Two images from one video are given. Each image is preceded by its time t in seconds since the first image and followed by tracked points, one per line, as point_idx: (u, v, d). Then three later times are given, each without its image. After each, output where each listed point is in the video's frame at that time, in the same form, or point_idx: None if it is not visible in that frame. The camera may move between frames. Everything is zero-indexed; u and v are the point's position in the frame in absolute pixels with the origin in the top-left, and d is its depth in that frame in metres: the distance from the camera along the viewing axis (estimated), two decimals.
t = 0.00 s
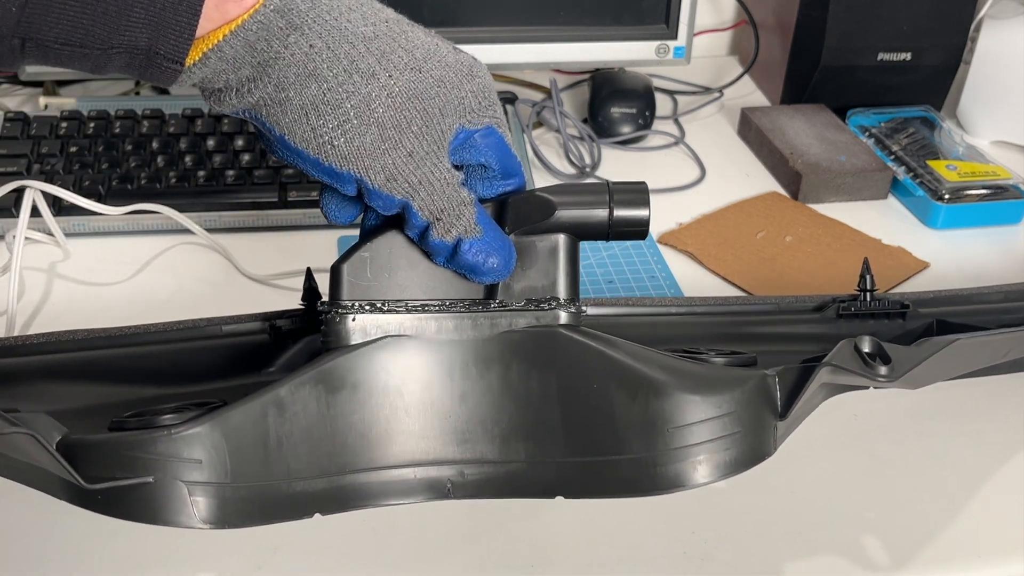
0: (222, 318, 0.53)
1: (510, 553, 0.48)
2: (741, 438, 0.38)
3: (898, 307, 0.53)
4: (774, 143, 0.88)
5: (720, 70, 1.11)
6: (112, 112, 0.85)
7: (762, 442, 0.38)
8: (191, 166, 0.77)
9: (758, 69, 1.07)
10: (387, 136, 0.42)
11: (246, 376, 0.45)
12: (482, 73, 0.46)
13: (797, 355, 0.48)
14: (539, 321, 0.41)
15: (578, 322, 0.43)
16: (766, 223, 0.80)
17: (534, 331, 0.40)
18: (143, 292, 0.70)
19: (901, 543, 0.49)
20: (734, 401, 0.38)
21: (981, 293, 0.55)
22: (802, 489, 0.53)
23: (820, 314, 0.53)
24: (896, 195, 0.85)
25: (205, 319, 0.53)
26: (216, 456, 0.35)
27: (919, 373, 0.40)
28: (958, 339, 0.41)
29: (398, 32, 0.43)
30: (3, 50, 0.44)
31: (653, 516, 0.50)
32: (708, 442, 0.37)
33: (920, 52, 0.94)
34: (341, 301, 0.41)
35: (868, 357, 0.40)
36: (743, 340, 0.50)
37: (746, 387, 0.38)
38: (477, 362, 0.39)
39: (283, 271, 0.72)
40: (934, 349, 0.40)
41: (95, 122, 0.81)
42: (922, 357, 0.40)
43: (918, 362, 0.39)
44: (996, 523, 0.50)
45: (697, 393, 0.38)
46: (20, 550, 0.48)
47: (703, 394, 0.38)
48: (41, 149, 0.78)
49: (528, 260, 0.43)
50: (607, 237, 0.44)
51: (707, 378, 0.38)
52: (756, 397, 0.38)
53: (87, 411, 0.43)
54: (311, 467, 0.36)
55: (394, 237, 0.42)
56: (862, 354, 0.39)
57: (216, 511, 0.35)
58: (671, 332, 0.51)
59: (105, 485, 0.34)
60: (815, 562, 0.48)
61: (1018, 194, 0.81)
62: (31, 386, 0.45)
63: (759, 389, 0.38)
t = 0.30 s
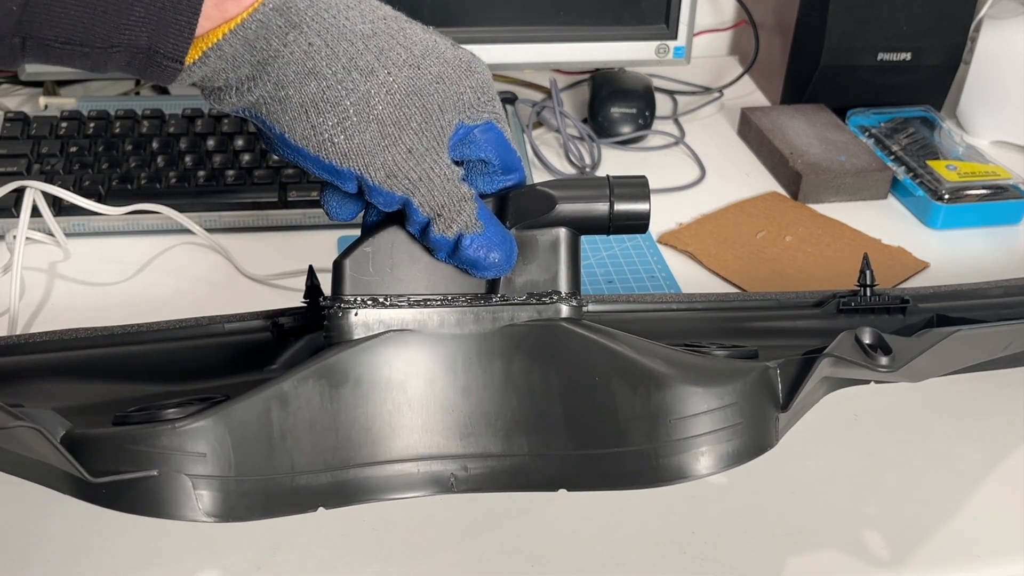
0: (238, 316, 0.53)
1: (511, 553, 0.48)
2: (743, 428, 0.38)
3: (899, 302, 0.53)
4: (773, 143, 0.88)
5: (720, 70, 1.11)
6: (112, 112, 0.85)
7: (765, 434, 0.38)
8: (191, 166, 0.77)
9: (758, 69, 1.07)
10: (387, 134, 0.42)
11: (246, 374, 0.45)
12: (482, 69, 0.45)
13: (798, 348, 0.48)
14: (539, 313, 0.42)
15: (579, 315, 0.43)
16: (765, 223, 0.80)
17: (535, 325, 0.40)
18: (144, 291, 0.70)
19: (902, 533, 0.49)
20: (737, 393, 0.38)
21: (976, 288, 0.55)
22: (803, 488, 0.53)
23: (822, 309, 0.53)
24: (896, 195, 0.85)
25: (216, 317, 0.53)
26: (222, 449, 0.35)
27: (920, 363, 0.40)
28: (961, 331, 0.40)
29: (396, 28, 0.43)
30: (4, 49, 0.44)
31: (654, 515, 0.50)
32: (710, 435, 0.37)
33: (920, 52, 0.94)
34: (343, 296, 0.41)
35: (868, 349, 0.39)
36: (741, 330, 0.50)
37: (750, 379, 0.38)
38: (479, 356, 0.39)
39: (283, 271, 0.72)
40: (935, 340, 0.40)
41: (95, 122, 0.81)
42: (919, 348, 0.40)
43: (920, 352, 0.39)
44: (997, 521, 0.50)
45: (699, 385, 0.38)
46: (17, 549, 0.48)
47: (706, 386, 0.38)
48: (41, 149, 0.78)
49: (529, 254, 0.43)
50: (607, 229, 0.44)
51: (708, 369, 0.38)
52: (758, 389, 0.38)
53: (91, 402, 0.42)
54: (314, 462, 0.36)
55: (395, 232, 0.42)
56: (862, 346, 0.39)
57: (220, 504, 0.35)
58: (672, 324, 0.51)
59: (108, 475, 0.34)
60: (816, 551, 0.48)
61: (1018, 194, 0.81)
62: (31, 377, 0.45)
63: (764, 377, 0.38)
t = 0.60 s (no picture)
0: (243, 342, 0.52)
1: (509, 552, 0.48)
2: (735, 497, 0.41)
3: (893, 331, 0.54)
4: (773, 143, 0.88)
5: (720, 69, 1.12)
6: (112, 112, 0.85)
7: (756, 500, 0.41)
8: (191, 167, 0.78)
9: (758, 69, 1.07)
10: (388, 213, 0.41)
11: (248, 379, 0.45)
12: (488, 127, 0.44)
13: (803, 394, 0.49)
14: (539, 374, 0.44)
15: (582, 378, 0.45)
16: (766, 223, 0.80)
17: (538, 389, 0.43)
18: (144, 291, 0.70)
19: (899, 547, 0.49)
20: (731, 463, 0.41)
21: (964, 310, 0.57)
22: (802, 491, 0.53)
23: (817, 338, 0.54)
24: (896, 195, 0.86)
25: (219, 343, 0.52)
26: (225, 511, 0.37)
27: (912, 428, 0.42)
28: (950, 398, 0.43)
29: (401, 100, 0.41)
30: None
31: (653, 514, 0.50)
32: (707, 506, 0.40)
33: (920, 52, 0.94)
34: (348, 358, 0.43)
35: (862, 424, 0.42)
36: (741, 369, 0.51)
37: (744, 449, 0.41)
38: (483, 421, 0.42)
39: (283, 271, 0.72)
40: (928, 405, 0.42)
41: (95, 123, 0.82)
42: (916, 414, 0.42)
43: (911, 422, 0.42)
44: (994, 524, 0.51)
45: (697, 454, 0.41)
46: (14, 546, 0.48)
47: (703, 457, 0.41)
48: (42, 149, 0.78)
49: (534, 317, 0.45)
50: (612, 292, 0.44)
51: (703, 440, 0.41)
52: (755, 455, 0.41)
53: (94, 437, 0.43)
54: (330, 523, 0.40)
55: (397, 294, 0.44)
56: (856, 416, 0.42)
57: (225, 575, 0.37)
58: (671, 368, 0.50)
59: (114, 528, 0.35)
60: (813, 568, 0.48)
61: (1018, 194, 0.81)
62: (38, 408, 0.46)
63: (760, 444, 0.42)
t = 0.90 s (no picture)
0: (248, 361, 0.52)
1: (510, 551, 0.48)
2: (731, 545, 0.43)
3: (892, 331, 0.54)
4: (773, 143, 0.89)
5: (719, 69, 1.12)
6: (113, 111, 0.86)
7: (748, 547, 0.43)
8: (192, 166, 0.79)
9: (758, 69, 1.08)
10: (390, 263, 0.41)
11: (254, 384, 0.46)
12: (488, 177, 0.45)
13: (802, 408, 0.50)
14: (544, 426, 0.44)
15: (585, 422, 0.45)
16: (765, 223, 0.81)
17: (544, 440, 0.43)
18: (144, 290, 0.71)
19: (897, 550, 0.49)
20: (728, 517, 0.42)
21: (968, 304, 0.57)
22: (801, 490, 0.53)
23: (821, 342, 0.53)
24: (896, 195, 0.86)
25: (228, 360, 0.52)
26: (236, 560, 0.38)
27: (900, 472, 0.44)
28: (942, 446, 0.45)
29: (399, 153, 0.42)
30: None
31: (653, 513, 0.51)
32: (702, 552, 0.43)
33: (920, 52, 0.94)
34: (355, 411, 0.42)
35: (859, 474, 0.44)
36: (744, 388, 0.51)
37: (740, 503, 0.42)
38: (489, 468, 0.43)
39: (285, 270, 0.73)
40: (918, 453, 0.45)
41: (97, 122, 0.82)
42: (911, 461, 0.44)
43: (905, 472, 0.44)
44: (993, 524, 0.51)
45: (695, 508, 0.42)
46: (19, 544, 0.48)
47: (704, 510, 0.42)
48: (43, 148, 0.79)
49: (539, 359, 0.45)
50: (619, 344, 0.43)
51: (705, 490, 0.42)
52: (752, 503, 0.43)
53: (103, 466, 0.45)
54: (342, 566, 0.42)
55: (404, 346, 0.43)
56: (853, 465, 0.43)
57: None
58: (670, 393, 0.51)
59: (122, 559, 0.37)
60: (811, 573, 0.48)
61: (1017, 194, 0.82)
62: (54, 427, 0.47)
63: (760, 486, 0.43)
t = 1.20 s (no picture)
0: (248, 360, 0.52)
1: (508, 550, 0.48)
2: (732, 528, 0.42)
3: (890, 328, 0.54)
4: (773, 143, 0.89)
5: (719, 69, 1.12)
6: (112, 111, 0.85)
7: (749, 530, 0.43)
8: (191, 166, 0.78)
9: (758, 69, 1.08)
10: (388, 244, 0.40)
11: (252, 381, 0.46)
12: (485, 155, 0.45)
13: (797, 400, 0.50)
14: (542, 408, 0.44)
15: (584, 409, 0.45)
16: (766, 223, 0.81)
17: (541, 423, 0.44)
18: (144, 291, 0.70)
19: (896, 544, 0.49)
20: (726, 500, 0.42)
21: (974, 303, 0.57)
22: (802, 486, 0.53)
23: (817, 339, 0.54)
24: (896, 195, 0.86)
25: (228, 360, 0.52)
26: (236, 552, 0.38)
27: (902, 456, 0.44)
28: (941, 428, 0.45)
29: (397, 130, 0.40)
30: None
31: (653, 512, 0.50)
32: (703, 536, 0.42)
33: (920, 52, 0.94)
34: (354, 395, 0.43)
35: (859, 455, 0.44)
36: (742, 379, 0.51)
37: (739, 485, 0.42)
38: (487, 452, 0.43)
39: (285, 270, 0.73)
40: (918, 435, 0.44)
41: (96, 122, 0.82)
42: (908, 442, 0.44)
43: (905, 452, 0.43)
44: (995, 520, 0.51)
45: (694, 492, 0.42)
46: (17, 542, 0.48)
47: (703, 491, 0.42)
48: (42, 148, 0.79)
49: (537, 347, 0.45)
50: (615, 326, 0.44)
51: (704, 471, 0.42)
52: (752, 485, 0.43)
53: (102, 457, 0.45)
54: (340, 554, 0.41)
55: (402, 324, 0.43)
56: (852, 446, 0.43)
57: None
58: (671, 384, 0.51)
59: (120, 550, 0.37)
60: (812, 564, 0.48)
61: (1018, 194, 0.81)
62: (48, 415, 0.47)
63: (760, 469, 0.43)
